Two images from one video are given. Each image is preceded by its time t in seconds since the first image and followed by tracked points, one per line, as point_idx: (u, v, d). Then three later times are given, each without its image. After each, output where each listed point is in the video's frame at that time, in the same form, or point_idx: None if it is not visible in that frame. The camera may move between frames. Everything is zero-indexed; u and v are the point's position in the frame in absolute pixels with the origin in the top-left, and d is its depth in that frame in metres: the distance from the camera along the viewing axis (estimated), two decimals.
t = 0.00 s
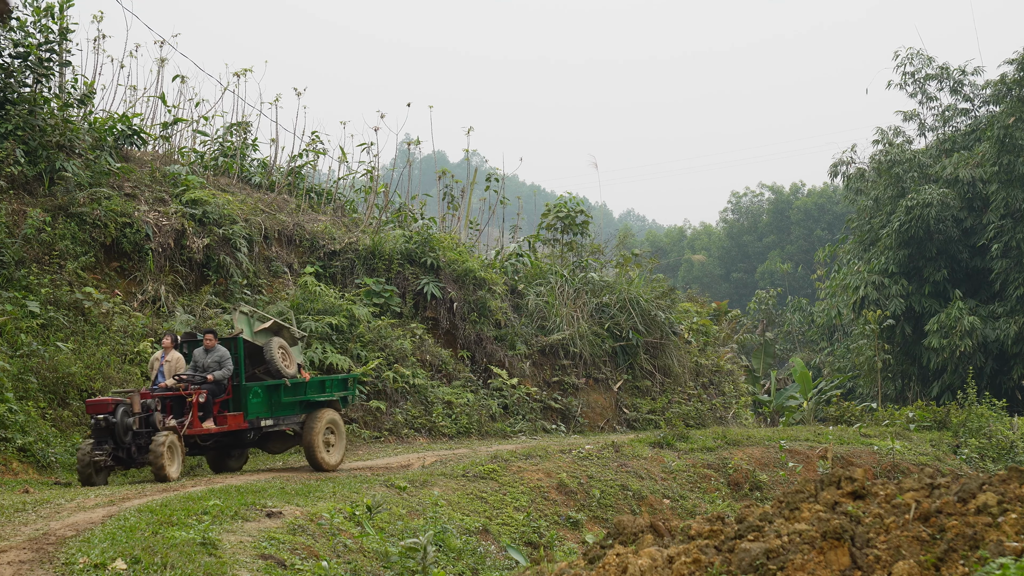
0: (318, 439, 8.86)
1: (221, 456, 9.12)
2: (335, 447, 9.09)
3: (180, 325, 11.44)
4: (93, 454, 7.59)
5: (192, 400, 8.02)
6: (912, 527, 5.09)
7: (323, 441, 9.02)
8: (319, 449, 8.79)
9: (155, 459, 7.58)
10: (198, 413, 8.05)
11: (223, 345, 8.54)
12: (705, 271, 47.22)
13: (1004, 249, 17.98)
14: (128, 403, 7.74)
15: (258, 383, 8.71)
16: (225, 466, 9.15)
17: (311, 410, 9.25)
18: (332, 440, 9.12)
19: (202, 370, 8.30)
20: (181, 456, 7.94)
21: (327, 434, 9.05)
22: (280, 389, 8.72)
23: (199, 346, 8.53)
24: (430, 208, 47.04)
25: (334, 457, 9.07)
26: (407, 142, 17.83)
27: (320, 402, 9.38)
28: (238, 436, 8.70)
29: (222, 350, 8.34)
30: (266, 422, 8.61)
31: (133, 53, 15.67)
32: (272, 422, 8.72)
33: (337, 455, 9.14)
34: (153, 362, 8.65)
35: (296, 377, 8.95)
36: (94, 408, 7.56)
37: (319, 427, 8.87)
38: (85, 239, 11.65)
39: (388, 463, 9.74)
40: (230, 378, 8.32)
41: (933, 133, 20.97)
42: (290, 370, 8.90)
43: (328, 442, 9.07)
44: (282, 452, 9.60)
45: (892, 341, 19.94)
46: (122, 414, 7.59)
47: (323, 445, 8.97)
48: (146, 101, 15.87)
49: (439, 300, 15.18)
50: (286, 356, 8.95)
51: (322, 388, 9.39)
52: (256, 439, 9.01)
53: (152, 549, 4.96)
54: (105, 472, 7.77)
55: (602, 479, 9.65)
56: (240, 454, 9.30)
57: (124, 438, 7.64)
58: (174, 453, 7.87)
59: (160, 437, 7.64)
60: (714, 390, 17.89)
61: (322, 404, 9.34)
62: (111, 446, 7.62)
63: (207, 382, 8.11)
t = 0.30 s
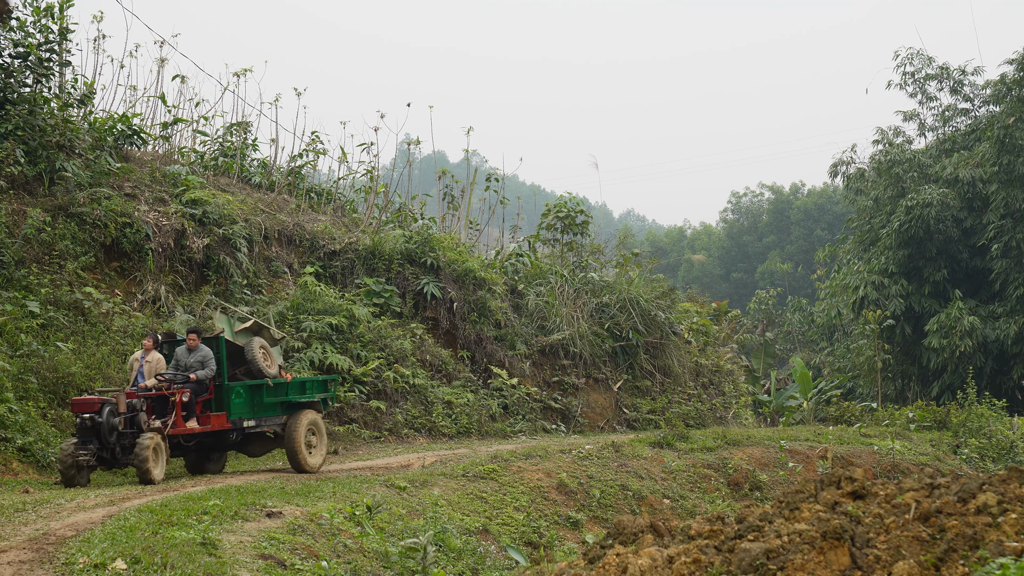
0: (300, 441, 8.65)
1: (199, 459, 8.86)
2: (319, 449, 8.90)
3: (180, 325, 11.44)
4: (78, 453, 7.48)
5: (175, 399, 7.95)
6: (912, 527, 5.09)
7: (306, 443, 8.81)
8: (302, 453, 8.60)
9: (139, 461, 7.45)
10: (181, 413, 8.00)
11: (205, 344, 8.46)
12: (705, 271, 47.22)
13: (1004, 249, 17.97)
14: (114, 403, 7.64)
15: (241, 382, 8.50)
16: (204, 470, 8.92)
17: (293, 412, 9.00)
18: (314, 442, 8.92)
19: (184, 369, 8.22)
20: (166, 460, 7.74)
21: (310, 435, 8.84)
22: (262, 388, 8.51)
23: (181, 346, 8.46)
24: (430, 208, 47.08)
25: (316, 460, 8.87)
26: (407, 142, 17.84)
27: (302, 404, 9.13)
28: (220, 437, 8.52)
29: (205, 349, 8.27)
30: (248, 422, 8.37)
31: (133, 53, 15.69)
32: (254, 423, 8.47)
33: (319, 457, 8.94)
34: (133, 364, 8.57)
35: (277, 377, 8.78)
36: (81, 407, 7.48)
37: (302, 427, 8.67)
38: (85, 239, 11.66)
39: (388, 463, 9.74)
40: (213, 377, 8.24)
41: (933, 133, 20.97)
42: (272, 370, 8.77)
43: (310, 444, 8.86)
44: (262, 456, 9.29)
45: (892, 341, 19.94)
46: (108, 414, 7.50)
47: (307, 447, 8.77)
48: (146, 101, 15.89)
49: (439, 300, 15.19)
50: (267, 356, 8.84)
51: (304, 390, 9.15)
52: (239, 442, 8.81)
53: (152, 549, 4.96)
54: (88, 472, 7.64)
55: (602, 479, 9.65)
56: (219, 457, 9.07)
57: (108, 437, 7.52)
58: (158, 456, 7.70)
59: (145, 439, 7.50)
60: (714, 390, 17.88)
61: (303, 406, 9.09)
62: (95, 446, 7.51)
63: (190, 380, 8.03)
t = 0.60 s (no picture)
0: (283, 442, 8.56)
1: (178, 460, 8.77)
2: (301, 449, 8.84)
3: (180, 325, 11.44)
4: (66, 454, 7.36)
5: (161, 399, 7.83)
6: (913, 527, 5.09)
7: (289, 443, 8.73)
8: (286, 454, 8.51)
9: (127, 462, 7.32)
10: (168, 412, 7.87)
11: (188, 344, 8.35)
12: (705, 271, 47.23)
13: (1004, 249, 17.97)
14: (104, 404, 7.51)
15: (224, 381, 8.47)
16: (184, 471, 8.80)
17: (276, 412, 8.94)
18: (297, 442, 8.84)
19: (168, 369, 8.11)
20: (152, 463, 7.61)
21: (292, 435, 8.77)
22: (246, 388, 8.48)
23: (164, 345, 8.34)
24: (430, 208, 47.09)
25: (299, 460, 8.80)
26: (407, 142, 17.83)
27: (285, 404, 9.08)
28: (204, 437, 8.48)
29: (189, 347, 8.16)
30: (233, 422, 8.32)
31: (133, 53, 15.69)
32: (238, 423, 8.43)
33: (302, 457, 8.88)
34: (114, 363, 8.38)
35: (261, 377, 8.75)
36: (70, 407, 7.38)
37: (285, 427, 8.59)
38: (85, 239, 11.66)
39: (388, 463, 9.73)
40: (197, 377, 8.13)
41: (933, 133, 20.97)
42: (255, 370, 8.72)
43: (294, 444, 8.79)
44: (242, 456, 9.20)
45: (892, 341, 19.94)
46: (97, 415, 7.38)
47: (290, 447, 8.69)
48: (146, 101, 15.89)
49: (439, 300, 15.19)
50: (250, 355, 8.82)
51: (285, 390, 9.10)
52: (222, 442, 8.77)
53: (152, 549, 4.96)
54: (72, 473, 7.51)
55: (602, 479, 9.66)
56: (198, 460, 8.97)
57: (97, 439, 7.40)
58: (146, 458, 7.57)
59: (133, 441, 7.37)
60: (714, 390, 17.88)
61: (286, 406, 9.03)
62: (84, 447, 7.40)
63: (176, 379, 7.92)
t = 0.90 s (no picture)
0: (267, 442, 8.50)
1: (159, 463, 8.45)
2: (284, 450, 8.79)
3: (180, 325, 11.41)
4: (49, 457, 7.13)
5: (144, 399, 7.71)
6: (913, 527, 5.09)
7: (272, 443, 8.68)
8: (269, 455, 8.46)
9: (113, 464, 7.22)
10: (152, 413, 7.77)
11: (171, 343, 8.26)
12: (705, 271, 47.22)
13: (1003, 249, 17.98)
14: (88, 404, 7.29)
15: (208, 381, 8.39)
16: (165, 472, 8.53)
17: (258, 412, 8.89)
18: (280, 442, 8.79)
19: (151, 368, 7.98)
20: (138, 463, 7.55)
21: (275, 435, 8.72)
22: (229, 388, 8.42)
23: (147, 345, 8.18)
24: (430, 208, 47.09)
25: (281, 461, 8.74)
26: (407, 142, 17.82)
27: (267, 403, 9.03)
28: (188, 438, 8.35)
29: (172, 347, 8.05)
30: (215, 422, 8.25)
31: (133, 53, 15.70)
32: (221, 423, 8.35)
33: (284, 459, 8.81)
34: (93, 363, 8.15)
35: (244, 377, 8.71)
36: (54, 409, 7.14)
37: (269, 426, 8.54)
38: (85, 240, 11.66)
39: (388, 463, 9.73)
40: (179, 377, 8.03)
41: (933, 134, 20.96)
42: (238, 369, 8.71)
43: (277, 444, 8.74)
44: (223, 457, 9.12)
45: (892, 341, 19.93)
46: (83, 416, 7.18)
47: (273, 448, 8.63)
48: (146, 101, 15.88)
49: (439, 300, 15.19)
50: (233, 354, 8.82)
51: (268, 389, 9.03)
52: (205, 443, 8.63)
53: (152, 549, 4.97)
54: (55, 475, 7.29)
55: (602, 479, 9.66)
56: (177, 462, 8.72)
57: (82, 441, 7.17)
58: (131, 459, 7.50)
59: (119, 442, 7.27)
60: (714, 390, 17.87)
61: (269, 406, 8.97)
62: (69, 450, 7.17)
63: (159, 380, 7.81)
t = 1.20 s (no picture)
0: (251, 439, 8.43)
1: (141, 464, 8.34)
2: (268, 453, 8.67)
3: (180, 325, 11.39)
4: (35, 457, 7.06)
5: (130, 399, 7.57)
6: (913, 527, 5.09)
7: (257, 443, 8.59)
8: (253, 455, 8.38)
9: (99, 467, 7.12)
10: (137, 413, 7.59)
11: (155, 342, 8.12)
12: (705, 271, 47.21)
13: (1004, 249, 17.97)
14: (75, 405, 7.22)
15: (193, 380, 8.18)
16: (145, 474, 8.39)
17: (241, 412, 8.75)
18: (264, 443, 8.70)
19: (134, 368, 7.86)
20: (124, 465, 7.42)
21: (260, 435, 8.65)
22: (213, 388, 8.23)
23: (130, 344, 8.06)
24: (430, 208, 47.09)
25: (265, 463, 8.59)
26: (407, 142, 17.81)
27: (250, 404, 8.89)
28: (171, 438, 8.19)
29: (157, 346, 7.93)
30: (200, 423, 8.08)
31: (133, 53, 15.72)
32: (205, 424, 8.19)
33: (268, 462, 8.65)
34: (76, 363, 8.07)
35: (228, 376, 8.54)
36: (40, 409, 7.09)
37: (254, 423, 8.52)
38: (85, 239, 11.66)
39: (388, 463, 9.73)
40: (165, 376, 7.90)
41: (933, 133, 20.94)
42: (222, 369, 8.60)
43: (261, 445, 8.64)
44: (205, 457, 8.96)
45: (892, 341, 19.93)
46: (68, 417, 7.11)
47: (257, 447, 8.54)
48: (146, 101, 15.89)
49: (439, 300, 15.19)
50: (217, 353, 8.70)
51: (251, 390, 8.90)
52: (188, 444, 8.49)
53: (152, 549, 4.97)
54: (38, 475, 7.19)
55: (602, 479, 9.66)
56: (158, 463, 8.57)
57: (68, 441, 7.10)
58: (117, 461, 7.36)
59: (104, 444, 7.17)
60: (714, 390, 17.87)
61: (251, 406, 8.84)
62: (54, 450, 7.11)
63: (145, 379, 7.67)
